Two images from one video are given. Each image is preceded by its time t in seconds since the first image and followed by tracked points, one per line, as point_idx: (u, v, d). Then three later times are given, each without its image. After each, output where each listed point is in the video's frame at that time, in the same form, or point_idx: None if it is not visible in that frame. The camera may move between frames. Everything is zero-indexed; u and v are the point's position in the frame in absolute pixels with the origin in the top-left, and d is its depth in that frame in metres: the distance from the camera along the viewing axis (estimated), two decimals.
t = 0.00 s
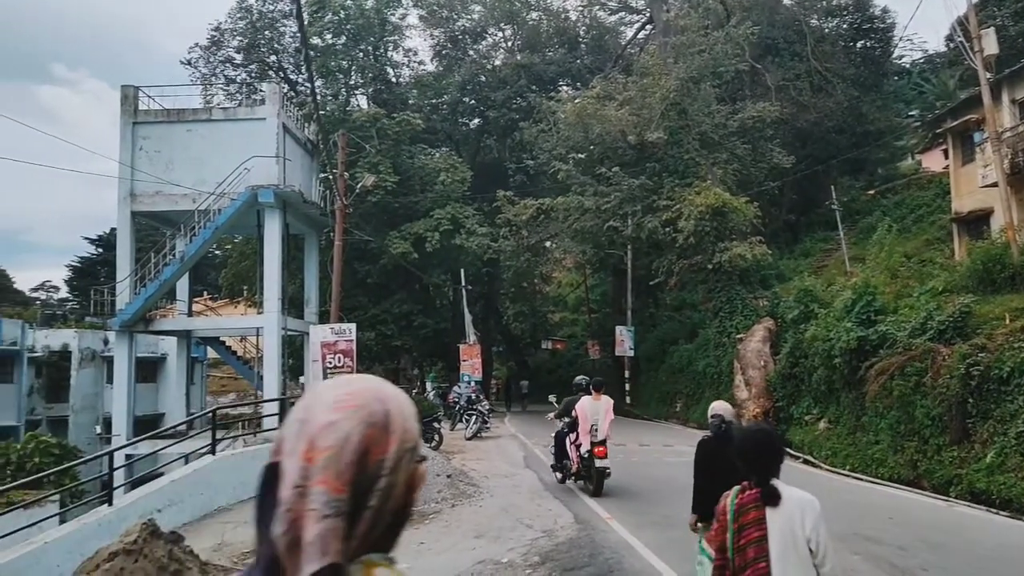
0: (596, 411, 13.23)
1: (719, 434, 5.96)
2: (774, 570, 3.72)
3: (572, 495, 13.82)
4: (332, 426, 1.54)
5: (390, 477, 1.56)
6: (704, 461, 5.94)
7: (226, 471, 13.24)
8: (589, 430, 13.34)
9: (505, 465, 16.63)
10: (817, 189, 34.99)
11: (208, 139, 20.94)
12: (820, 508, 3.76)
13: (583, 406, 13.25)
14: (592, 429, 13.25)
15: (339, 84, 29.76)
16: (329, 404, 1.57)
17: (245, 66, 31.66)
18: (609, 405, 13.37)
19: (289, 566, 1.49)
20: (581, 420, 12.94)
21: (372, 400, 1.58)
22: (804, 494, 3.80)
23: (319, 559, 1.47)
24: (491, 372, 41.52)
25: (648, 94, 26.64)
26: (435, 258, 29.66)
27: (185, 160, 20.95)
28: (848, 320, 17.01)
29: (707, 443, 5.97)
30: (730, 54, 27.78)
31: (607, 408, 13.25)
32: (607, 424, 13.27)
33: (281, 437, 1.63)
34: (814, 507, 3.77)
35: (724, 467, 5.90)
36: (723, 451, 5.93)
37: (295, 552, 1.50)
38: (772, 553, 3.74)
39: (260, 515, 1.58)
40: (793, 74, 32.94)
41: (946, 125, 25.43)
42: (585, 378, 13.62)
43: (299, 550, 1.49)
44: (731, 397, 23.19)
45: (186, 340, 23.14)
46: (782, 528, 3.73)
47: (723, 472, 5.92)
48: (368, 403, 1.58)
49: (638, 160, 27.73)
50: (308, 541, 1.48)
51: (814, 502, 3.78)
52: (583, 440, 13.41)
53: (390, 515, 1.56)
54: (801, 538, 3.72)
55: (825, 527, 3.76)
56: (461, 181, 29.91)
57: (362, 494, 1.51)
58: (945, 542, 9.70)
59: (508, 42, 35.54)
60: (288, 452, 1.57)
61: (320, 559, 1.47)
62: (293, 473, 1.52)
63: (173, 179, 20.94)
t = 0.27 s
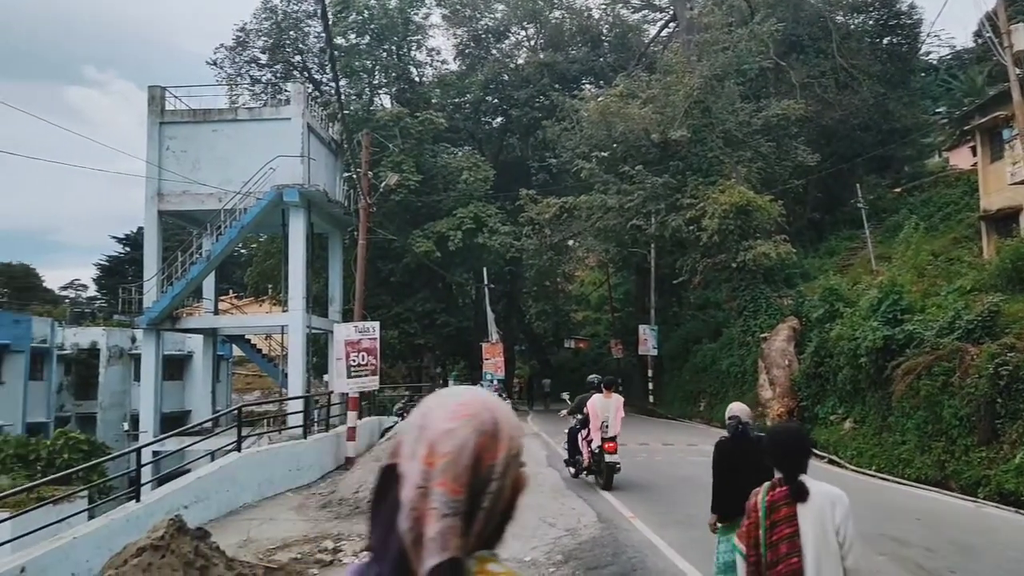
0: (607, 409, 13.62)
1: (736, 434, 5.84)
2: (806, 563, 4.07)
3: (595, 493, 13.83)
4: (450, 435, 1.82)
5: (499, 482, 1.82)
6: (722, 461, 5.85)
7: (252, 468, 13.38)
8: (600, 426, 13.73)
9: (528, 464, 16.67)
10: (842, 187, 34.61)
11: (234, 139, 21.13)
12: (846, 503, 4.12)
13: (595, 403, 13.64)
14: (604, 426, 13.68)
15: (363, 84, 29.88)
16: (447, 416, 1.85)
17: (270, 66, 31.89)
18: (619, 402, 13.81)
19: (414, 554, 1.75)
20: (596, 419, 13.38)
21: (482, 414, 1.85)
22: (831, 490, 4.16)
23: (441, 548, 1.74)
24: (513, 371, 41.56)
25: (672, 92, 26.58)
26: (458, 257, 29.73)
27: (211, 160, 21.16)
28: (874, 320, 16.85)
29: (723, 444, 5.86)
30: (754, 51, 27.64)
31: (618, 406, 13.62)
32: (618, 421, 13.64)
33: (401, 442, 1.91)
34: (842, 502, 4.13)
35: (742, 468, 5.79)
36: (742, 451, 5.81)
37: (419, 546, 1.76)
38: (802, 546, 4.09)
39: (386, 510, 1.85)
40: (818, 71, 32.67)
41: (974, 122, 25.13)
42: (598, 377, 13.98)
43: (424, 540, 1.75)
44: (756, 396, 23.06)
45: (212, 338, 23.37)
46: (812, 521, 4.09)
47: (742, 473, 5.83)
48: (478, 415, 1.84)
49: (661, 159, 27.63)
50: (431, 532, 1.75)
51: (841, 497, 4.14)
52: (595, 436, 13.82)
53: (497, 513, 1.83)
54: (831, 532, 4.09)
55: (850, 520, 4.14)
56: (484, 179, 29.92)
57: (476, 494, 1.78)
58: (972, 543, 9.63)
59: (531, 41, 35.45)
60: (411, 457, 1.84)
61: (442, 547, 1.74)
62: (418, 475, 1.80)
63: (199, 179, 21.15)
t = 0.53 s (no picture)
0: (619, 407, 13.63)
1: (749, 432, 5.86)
2: (834, 552, 4.29)
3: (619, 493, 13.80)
4: (555, 427, 1.94)
5: (604, 471, 1.93)
6: (737, 463, 5.84)
7: (277, 466, 13.49)
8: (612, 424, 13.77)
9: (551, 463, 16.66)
10: (867, 184, 34.26)
11: (258, 139, 21.30)
12: (875, 497, 4.33)
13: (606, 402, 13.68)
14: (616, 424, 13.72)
15: (386, 83, 30.00)
16: (550, 411, 1.97)
17: (293, 66, 32.08)
18: (632, 400, 13.76)
19: (528, 538, 1.86)
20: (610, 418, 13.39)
21: (585, 407, 1.97)
22: (860, 485, 4.39)
23: (553, 529, 1.83)
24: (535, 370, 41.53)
25: (694, 89, 26.49)
26: (480, 256, 29.75)
27: (236, 160, 21.34)
28: (900, 319, 16.68)
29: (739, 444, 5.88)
30: (778, 48, 27.51)
31: (630, 404, 13.61)
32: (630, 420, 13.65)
33: (510, 441, 2.04)
34: (870, 495, 4.35)
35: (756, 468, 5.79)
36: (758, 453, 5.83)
37: (532, 531, 1.86)
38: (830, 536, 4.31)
39: (499, 503, 1.97)
40: (843, 68, 32.39)
41: (1003, 118, 24.80)
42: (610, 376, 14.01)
43: (536, 522, 1.85)
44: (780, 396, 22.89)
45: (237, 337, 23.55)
46: (841, 511, 4.31)
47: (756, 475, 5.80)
48: (580, 409, 1.97)
49: (685, 157, 27.53)
50: (543, 515, 1.85)
51: (870, 492, 4.36)
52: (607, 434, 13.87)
53: (603, 501, 1.92)
54: (859, 521, 4.30)
55: (878, 514, 4.35)
56: (506, 178, 29.91)
57: (582, 480, 1.89)
58: (1001, 544, 9.50)
59: (553, 40, 35.38)
60: (519, 450, 1.97)
61: (554, 527, 1.83)
62: (528, 464, 1.92)
63: (224, 179, 21.31)
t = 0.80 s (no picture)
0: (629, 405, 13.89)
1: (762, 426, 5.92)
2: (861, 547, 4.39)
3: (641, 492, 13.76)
4: (639, 404, 1.93)
5: (688, 449, 1.92)
6: (751, 459, 5.83)
7: (301, 464, 13.58)
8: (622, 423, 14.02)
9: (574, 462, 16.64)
10: (892, 181, 33.93)
11: (281, 140, 21.44)
12: (904, 494, 4.38)
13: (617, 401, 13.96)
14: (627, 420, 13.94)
15: (407, 83, 30.12)
16: (635, 389, 1.96)
17: (316, 68, 32.30)
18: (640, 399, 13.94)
19: (614, 513, 1.85)
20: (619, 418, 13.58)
21: (668, 385, 1.96)
22: (889, 482, 4.44)
23: (641, 503, 1.83)
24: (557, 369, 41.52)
25: (717, 87, 26.34)
26: (501, 256, 29.77)
27: (260, 161, 21.51)
28: (926, 316, 16.49)
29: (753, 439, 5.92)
30: (802, 44, 27.31)
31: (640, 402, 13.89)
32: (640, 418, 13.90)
33: (591, 419, 2.03)
34: (899, 492, 4.40)
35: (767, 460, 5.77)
36: (773, 447, 5.83)
37: (620, 505, 1.85)
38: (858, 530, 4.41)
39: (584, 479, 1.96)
40: (867, 64, 32.14)
41: None
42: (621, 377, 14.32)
43: (624, 496, 1.85)
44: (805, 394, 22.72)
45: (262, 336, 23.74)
46: (869, 509, 4.40)
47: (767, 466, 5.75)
48: (662, 386, 1.96)
49: (707, 154, 27.44)
50: (631, 489, 1.85)
51: (899, 488, 4.41)
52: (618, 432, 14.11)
53: (687, 478, 1.92)
54: (887, 518, 4.38)
55: (907, 510, 4.41)
56: (527, 177, 29.91)
57: (667, 454, 1.89)
58: None
59: (575, 38, 35.35)
60: (603, 427, 1.96)
61: (642, 502, 1.83)
62: (614, 440, 1.91)
63: (248, 180, 21.49)
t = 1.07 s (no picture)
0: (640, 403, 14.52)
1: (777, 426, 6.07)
2: (885, 547, 4.49)
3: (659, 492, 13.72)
4: (694, 399, 2.15)
5: (740, 441, 2.14)
6: (761, 456, 6.07)
7: (319, 463, 13.64)
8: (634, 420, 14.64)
9: (591, 461, 16.61)
10: (911, 178, 33.57)
11: (299, 140, 21.54)
12: (929, 493, 4.48)
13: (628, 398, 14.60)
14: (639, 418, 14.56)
15: (424, 83, 30.15)
16: (688, 383, 2.18)
17: (333, 68, 32.43)
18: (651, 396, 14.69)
19: (676, 497, 2.05)
20: (630, 415, 14.32)
21: (719, 383, 2.18)
22: (913, 481, 4.53)
23: (700, 485, 2.03)
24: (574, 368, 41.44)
25: (734, 84, 26.19)
26: (518, 255, 29.76)
27: (277, 161, 21.61)
28: (947, 315, 16.31)
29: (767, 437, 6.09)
30: (820, 41, 27.13)
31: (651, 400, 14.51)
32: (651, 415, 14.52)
33: (647, 414, 2.25)
34: (923, 491, 4.49)
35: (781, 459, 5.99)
36: (783, 444, 6.03)
37: (680, 489, 2.06)
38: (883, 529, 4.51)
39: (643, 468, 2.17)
40: (886, 60, 31.88)
41: None
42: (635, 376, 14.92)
43: (684, 480, 2.06)
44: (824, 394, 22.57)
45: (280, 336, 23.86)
46: (895, 508, 4.48)
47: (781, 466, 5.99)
48: (713, 383, 2.19)
49: (724, 152, 27.36)
50: (690, 475, 2.06)
51: (923, 487, 4.50)
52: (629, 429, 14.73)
53: (738, 467, 2.14)
54: (913, 517, 4.46)
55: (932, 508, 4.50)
56: (544, 176, 29.87)
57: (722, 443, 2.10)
58: None
59: (591, 37, 35.27)
60: (661, 421, 2.17)
61: (702, 483, 2.04)
62: (671, 431, 2.13)
63: (266, 180, 21.61)
